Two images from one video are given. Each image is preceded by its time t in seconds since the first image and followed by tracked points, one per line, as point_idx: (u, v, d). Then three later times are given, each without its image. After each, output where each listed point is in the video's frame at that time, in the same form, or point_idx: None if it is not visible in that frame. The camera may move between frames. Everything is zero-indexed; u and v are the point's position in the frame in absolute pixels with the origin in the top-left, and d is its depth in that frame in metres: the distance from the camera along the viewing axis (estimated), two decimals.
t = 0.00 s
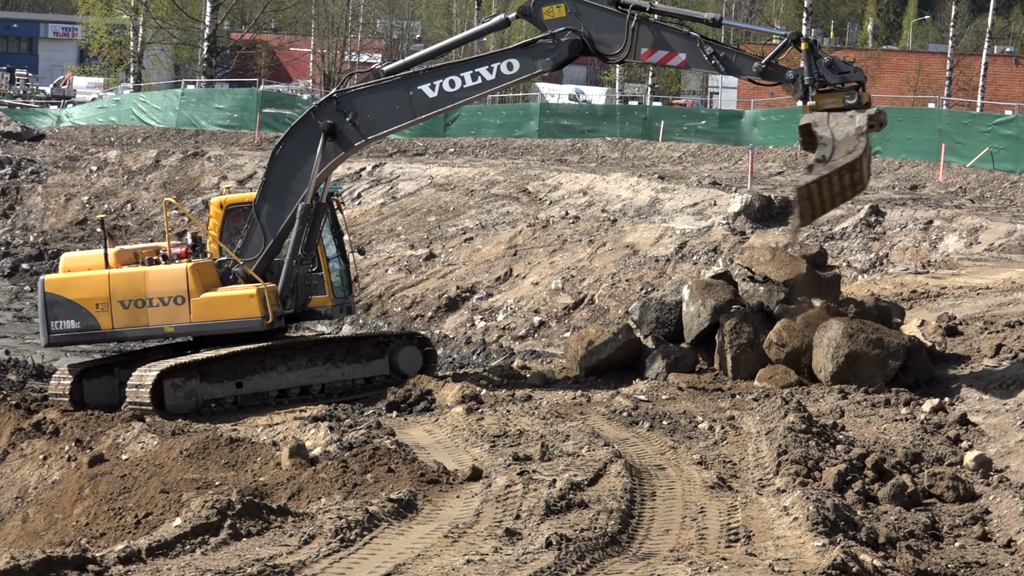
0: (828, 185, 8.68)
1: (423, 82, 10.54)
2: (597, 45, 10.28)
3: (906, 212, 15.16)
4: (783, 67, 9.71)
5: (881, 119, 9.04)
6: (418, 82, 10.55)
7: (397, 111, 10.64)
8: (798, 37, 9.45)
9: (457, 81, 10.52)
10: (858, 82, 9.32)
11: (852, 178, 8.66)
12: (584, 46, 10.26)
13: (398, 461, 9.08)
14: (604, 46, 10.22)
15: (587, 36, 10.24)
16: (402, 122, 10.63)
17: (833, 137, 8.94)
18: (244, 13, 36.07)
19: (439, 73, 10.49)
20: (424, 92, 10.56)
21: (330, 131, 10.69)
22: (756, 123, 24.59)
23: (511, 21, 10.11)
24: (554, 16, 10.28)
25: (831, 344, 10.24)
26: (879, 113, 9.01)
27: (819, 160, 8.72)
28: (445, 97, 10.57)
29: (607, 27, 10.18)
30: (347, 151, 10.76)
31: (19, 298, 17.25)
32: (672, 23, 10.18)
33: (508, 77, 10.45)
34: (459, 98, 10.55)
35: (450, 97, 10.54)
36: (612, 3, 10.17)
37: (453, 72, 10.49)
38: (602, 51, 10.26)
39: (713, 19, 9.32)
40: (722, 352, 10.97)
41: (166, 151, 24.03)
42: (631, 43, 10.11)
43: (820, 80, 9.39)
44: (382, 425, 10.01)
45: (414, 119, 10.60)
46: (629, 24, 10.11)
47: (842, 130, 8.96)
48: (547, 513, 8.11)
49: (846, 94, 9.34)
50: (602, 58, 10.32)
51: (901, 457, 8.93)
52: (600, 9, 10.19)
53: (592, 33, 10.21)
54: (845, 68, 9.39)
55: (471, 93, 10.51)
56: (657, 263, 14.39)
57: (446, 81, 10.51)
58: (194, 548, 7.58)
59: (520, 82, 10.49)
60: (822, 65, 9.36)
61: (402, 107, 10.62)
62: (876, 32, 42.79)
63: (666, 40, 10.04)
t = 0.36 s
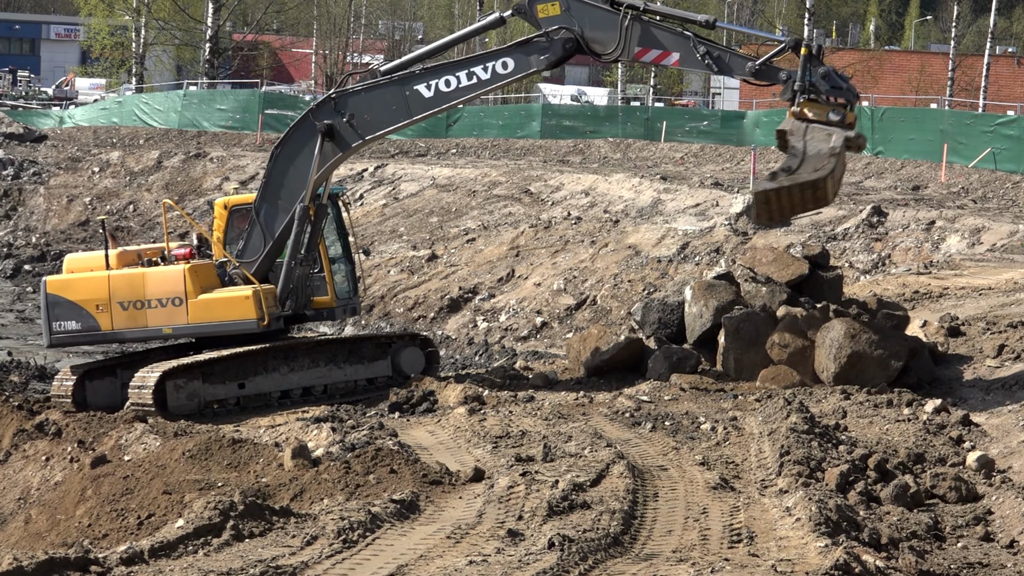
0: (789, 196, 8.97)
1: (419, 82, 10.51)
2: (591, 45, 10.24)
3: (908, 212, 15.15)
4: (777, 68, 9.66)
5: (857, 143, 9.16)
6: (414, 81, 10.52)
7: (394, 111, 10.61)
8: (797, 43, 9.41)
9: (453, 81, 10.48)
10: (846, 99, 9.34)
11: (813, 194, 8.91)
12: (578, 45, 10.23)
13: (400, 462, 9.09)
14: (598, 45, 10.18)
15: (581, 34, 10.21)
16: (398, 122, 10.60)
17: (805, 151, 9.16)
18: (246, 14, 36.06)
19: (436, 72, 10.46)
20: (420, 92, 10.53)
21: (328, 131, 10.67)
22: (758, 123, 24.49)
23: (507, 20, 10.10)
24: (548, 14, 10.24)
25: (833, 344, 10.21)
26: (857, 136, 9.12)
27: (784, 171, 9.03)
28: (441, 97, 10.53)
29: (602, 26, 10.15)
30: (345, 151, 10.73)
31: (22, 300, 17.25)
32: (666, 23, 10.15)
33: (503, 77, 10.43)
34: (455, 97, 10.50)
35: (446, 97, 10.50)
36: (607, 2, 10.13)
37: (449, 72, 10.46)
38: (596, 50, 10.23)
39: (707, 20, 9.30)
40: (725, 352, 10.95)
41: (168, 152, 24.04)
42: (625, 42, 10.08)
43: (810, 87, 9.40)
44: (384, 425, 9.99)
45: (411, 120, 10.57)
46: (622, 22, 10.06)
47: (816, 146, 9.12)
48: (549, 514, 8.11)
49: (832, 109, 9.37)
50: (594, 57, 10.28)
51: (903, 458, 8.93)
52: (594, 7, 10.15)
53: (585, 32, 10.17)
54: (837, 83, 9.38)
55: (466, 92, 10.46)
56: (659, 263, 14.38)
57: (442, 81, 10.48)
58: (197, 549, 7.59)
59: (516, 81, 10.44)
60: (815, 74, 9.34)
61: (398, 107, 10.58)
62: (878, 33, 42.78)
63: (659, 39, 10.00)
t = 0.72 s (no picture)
0: (749, 205, 8.92)
1: (411, 83, 10.44)
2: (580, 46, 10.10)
3: (910, 212, 15.15)
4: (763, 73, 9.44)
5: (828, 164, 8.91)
6: (406, 82, 10.46)
7: (387, 112, 10.54)
8: (785, 52, 9.11)
9: (445, 82, 10.39)
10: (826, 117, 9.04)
11: (774, 207, 8.84)
12: (566, 46, 10.07)
13: (403, 463, 9.11)
14: (587, 46, 10.05)
15: (569, 34, 10.06)
16: (392, 123, 10.53)
17: (771, 163, 8.96)
18: (247, 15, 36.08)
19: (427, 73, 10.38)
20: (413, 93, 10.46)
21: (323, 133, 10.64)
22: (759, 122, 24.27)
23: (497, 19, 10.10)
24: (538, 13, 10.12)
25: (835, 344, 10.21)
26: (829, 156, 8.84)
27: (746, 180, 8.94)
28: (434, 97, 10.44)
29: (591, 27, 10.00)
30: (340, 153, 10.67)
31: (24, 302, 17.26)
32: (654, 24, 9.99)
33: (493, 77, 10.29)
34: (447, 98, 10.41)
35: (438, 97, 10.42)
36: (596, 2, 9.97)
37: (440, 72, 10.37)
38: (585, 51, 10.09)
39: (695, 24, 9.14)
40: (727, 353, 10.95)
41: (170, 154, 24.06)
42: (613, 44, 9.93)
43: (793, 97, 9.08)
44: (387, 426, 9.97)
45: (404, 121, 10.51)
46: (610, 24, 9.92)
47: (784, 158, 8.92)
48: (552, 514, 8.12)
49: (811, 123, 9.06)
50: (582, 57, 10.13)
51: (906, 458, 8.93)
52: (583, 7, 10.00)
53: (574, 32, 10.03)
54: (819, 98, 9.02)
55: (458, 93, 10.36)
56: (661, 263, 14.38)
57: (434, 81, 10.39)
58: (199, 551, 7.59)
59: (507, 81, 10.30)
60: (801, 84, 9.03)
61: (392, 108, 10.53)
62: (880, 33, 42.79)
63: (647, 41, 9.85)
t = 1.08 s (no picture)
0: (718, 209, 8.75)
1: (404, 83, 10.12)
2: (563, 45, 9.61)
3: (918, 210, 15.13)
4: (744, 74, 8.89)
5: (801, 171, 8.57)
6: (399, 83, 10.15)
7: (381, 114, 10.25)
8: (764, 53, 8.60)
9: (435, 82, 10.02)
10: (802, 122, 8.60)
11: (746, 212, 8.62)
12: (549, 44, 9.61)
13: (412, 465, 9.14)
14: (571, 44, 9.56)
15: (553, 34, 9.61)
16: (385, 125, 10.23)
17: (740, 167, 8.71)
18: (253, 19, 36.05)
19: (418, 73, 10.05)
20: (404, 94, 10.14)
21: (320, 134, 10.46)
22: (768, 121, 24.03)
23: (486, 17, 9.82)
24: (525, 10, 9.71)
25: (843, 344, 10.22)
26: (803, 163, 8.47)
27: (713, 185, 8.74)
28: (425, 98, 10.09)
29: (574, 24, 9.51)
30: (338, 155, 10.49)
31: (32, 304, 17.26)
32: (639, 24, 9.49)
33: (481, 77, 9.87)
34: (439, 98, 10.04)
35: (429, 98, 10.06)
36: None
37: (430, 72, 10.01)
38: (568, 50, 9.59)
39: (676, 22, 8.83)
40: (735, 353, 10.91)
41: (177, 157, 24.05)
42: (597, 42, 9.44)
43: (769, 99, 8.61)
44: (395, 428, 9.96)
45: (396, 122, 10.19)
46: (592, 22, 9.43)
47: (755, 163, 8.65)
48: (561, 515, 8.12)
49: (787, 126, 8.62)
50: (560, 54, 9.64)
51: (914, 457, 8.93)
52: (567, 4, 9.53)
53: (557, 30, 9.56)
54: (795, 103, 8.59)
55: (448, 93, 9.98)
56: (669, 264, 14.39)
57: (425, 82, 10.04)
58: (209, 553, 7.60)
59: (494, 81, 9.85)
60: (777, 86, 8.55)
61: (385, 109, 10.23)
62: (887, 31, 42.71)
63: (628, 40, 9.33)
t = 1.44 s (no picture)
0: (678, 223, 8.77)
1: (398, 88, 10.08)
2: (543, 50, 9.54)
3: (930, 213, 15.10)
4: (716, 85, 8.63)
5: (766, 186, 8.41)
6: (393, 89, 10.11)
7: (376, 119, 10.19)
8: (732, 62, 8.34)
9: (427, 87, 9.96)
10: (770, 138, 8.33)
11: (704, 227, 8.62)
12: (529, 49, 9.53)
13: (425, 470, 9.15)
14: (551, 50, 9.47)
15: (533, 39, 9.53)
16: (380, 130, 10.17)
17: (699, 181, 8.61)
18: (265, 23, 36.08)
19: (412, 78, 9.99)
20: (398, 99, 10.09)
21: (320, 140, 10.38)
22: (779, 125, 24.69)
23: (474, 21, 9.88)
24: (508, 15, 9.65)
25: (856, 347, 10.22)
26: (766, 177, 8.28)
27: (670, 200, 8.71)
28: (418, 103, 10.02)
29: (554, 29, 9.42)
30: (337, 161, 10.38)
31: (46, 310, 17.30)
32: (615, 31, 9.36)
33: (467, 83, 9.82)
34: (431, 103, 9.96)
35: (422, 103, 9.99)
36: (559, 4, 9.38)
37: (422, 78, 9.96)
38: (548, 56, 9.51)
39: (651, 29, 8.63)
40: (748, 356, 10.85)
41: (189, 162, 24.00)
42: (574, 47, 9.34)
43: (735, 111, 8.36)
44: (408, 432, 9.94)
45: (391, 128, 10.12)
46: (569, 27, 9.33)
47: (715, 178, 8.51)
48: (574, 520, 8.13)
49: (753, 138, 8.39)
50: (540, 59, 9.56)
51: (928, 460, 8.92)
52: (547, 9, 9.44)
53: (537, 35, 9.49)
54: (761, 118, 8.30)
55: (440, 97, 9.91)
56: (681, 267, 14.41)
57: (418, 87, 9.99)
58: (222, 559, 7.63)
59: (479, 87, 9.79)
60: (742, 97, 8.31)
61: (380, 115, 10.17)
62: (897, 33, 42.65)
63: (603, 46, 9.19)
